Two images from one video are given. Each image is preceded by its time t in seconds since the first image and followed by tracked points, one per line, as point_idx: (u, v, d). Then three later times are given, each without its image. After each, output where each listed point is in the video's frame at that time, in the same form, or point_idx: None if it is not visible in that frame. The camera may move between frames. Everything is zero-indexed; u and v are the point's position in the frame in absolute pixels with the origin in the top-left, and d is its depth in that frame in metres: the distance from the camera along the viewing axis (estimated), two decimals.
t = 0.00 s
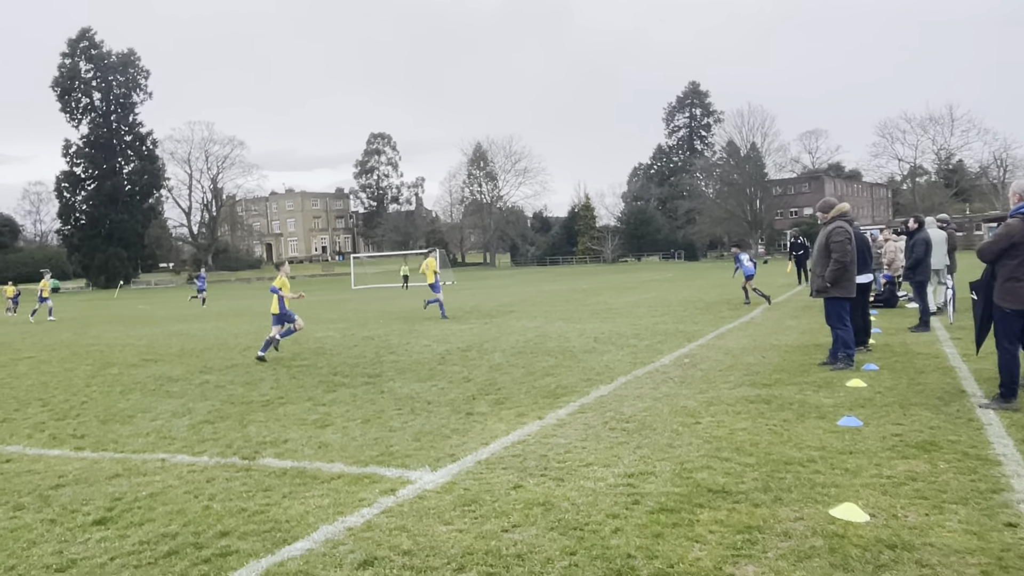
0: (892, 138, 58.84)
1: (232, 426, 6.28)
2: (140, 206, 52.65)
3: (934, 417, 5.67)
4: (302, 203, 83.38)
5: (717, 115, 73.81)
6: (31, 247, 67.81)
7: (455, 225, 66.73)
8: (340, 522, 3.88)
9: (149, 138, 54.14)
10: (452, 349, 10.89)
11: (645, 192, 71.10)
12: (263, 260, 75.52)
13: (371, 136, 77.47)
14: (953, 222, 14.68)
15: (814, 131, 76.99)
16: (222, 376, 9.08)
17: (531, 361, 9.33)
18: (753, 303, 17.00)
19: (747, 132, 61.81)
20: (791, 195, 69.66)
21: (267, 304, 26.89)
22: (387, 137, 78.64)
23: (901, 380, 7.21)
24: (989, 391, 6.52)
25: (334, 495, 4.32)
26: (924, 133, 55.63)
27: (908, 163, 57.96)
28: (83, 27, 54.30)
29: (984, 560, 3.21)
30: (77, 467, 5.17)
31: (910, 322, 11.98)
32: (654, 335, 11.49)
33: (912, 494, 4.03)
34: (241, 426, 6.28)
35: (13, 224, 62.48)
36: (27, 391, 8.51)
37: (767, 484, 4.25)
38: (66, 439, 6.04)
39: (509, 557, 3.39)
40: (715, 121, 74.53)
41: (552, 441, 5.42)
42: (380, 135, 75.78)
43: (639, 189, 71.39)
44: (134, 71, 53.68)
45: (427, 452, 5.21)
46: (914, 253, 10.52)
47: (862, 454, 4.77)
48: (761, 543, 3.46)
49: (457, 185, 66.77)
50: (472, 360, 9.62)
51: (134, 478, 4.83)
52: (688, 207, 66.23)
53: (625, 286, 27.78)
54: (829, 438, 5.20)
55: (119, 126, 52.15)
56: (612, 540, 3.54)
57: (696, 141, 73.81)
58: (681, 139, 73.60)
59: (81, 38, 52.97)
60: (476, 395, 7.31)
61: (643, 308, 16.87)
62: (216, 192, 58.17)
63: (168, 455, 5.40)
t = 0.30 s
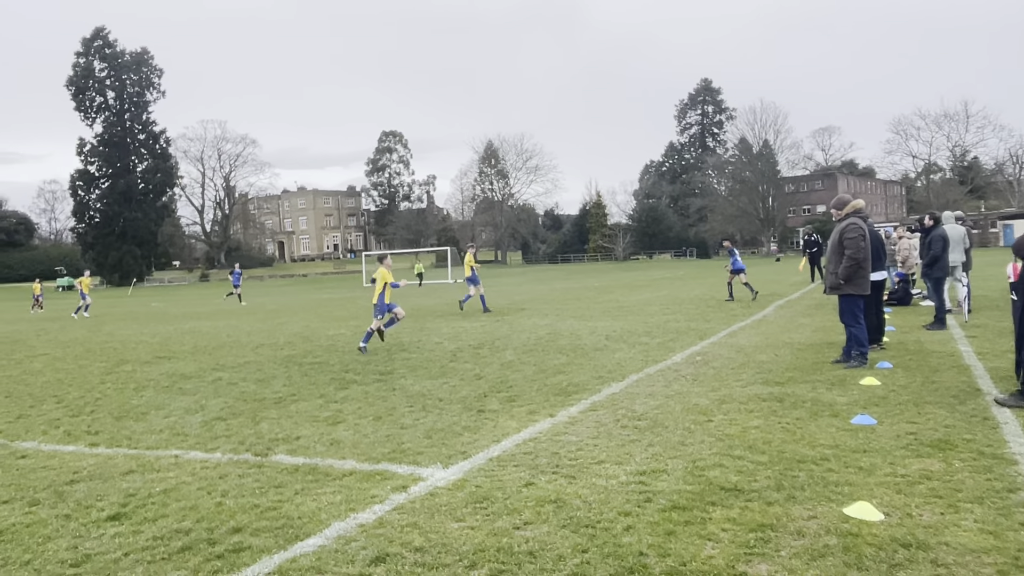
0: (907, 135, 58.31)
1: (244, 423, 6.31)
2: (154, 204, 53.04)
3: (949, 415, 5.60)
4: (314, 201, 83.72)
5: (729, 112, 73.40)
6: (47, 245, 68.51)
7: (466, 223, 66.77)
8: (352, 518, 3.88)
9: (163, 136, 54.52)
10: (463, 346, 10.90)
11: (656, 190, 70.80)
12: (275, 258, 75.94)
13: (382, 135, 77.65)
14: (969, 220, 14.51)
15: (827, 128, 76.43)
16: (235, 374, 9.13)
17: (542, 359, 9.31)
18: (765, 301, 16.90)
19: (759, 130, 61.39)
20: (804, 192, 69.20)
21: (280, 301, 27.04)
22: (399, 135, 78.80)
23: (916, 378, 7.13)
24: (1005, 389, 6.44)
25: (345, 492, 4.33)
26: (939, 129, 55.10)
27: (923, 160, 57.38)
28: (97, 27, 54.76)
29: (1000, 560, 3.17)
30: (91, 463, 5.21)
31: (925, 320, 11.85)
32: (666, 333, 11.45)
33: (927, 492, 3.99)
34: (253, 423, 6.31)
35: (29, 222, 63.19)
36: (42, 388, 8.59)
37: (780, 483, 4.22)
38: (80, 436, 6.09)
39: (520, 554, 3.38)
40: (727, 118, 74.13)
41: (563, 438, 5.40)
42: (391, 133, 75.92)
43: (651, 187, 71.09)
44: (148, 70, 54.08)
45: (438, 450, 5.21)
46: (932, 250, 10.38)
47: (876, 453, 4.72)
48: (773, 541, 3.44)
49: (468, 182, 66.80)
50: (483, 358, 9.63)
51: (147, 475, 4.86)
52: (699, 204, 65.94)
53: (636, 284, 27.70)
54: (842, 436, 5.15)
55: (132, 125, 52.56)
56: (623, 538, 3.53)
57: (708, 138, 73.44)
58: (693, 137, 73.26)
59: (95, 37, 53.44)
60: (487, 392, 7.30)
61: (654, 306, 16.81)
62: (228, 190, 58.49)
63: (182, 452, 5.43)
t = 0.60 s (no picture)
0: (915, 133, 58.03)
1: (253, 421, 6.33)
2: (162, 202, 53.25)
3: (958, 414, 5.57)
4: (321, 199, 83.95)
5: (736, 110, 73.13)
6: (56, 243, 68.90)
7: (473, 221, 66.81)
8: (360, 516, 3.89)
9: (171, 135, 54.74)
10: (470, 344, 10.92)
11: (663, 187, 70.59)
12: (283, 256, 76.15)
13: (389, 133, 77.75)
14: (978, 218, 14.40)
15: (835, 126, 76.13)
16: (243, 371, 9.18)
17: (550, 357, 9.30)
18: (774, 299, 16.81)
19: (767, 127, 61.11)
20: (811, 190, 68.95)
21: (289, 298, 27.16)
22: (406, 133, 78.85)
23: (925, 377, 7.09)
24: (1016, 387, 6.39)
25: (353, 489, 4.34)
26: (947, 127, 54.83)
27: (932, 157, 57.05)
28: (105, 26, 55.02)
29: (1010, 559, 3.15)
30: (100, 460, 5.24)
31: (933, 318, 11.77)
32: (673, 331, 11.42)
33: (935, 491, 3.97)
34: (261, 421, 6.33)
35: (39, 220, 63.63)
36: (51, 385, 8.67)
37: (788, 481, 4.20)
38: (89, 432, 6.12)
39: (528, 552, 3.38)
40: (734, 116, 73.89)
41: (571, 436, 5.40)
42: (398, 131, 75.99)
43: (658, 184, 71.03)
44: (156, 69, 54.30)
45: (446, 447, 5.21)
46: (945, 249, 10.30)
47: (885, 452, 4.69)
48: (782, 540, 3.43)
49: (475, 181, 66.87)
50: (491, 355, 9.66)
51: (157, 471, 4.89)
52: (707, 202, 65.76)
53: (643, 282, 27.65)
54: (851, 435, 5.12)
55: (140, 124, 52.82)
56: (631, 536, 3.52)
57: (715, 136, 73.23)
58: (700, 134, 73.06)
59: (103, 36, 53.71)
60: (494, 390, 7.30)
61: (661, 304, 16.78)
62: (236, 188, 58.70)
63: (191, 449, 5.46)
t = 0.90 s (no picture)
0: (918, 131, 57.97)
1: (256, 419, 6.35)
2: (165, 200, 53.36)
3: (963, 413, 5.55)
4: (324, 197, 84.02)
5: (739, 108, 72.93)
6: (60, 241, 69.05)
7: (475, 219, 66.78)
8: (363, 514, 3.89)
9: (174, 133, 54.82)
10: (473, 343, 10.92)
11: (666, 186, 70.45)
12: (285, 254, 76.23)
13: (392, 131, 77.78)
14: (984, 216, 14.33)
15: (839, 124, 75.99)
16: (246, 369, 9.19)
17: (553, 356, 9.29)
18: (777, 298, 16.76)
19: (770, 126, 60.96)
20: (815, 189, 68.86)
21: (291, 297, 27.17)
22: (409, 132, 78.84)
23: (929, 376, 7.07)
24: (1020, 387, 6.37)
25: (356, 488, 4.34)
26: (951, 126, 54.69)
27: (936, 156, 56.94)
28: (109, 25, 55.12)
29: (1014, 560, 3.14)
30: (104, 458, 5.24)
31: (937, 318, 11.76)
32: (677, 330, 11.41)
33: (939, 491, 3.96)
34: (264, 419, 6.35)
35: (42, 218, 63.75)
36: (55, 383, 8.70)
37: (792, 481, 4.19)
38: (93, 430, 6.14)
39: (531, 551, 3.38)
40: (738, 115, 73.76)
41: (573, 435, 5.39)
42: (402, 130, 75.97)
43: (661, 183, 71.03)
44: (159, 67, 54.38)
45: (449, 446, 5.21)
46: (956, 249, 10.32)
47: (888, 451, 4.69)
48: (785, 539, 3.42)
49: (478, 179, 66.90)
50: (494, 354, 9.65)
51: (160, 469, 4.89)
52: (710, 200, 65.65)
53: (645, 281, 27.62)
54: (854, 434, 5.10)
55: (144, 122, 52.92)
56: (634, 535, 3.52)
57: (719, 134, 73.13)
58: (703, 133, 72.94)
59: (107, 35, 53.79)
60: (497, 389, 7.31)
61: (664, 303, 16.76)
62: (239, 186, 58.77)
63: (194, 447, 5.47)
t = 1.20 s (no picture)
0: (918, 131, 58.01)
1: (256, 417, 6.35)
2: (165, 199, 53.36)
3: (963, 413, 5.55)
4: (324, 196, 84.04)
5: (740, 107, 72.89)
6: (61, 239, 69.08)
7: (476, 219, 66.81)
8: (363, 513, 3.89)
9: (175, 131, 54.80)
10: (473, 342, 10.93)
11: (667, 185, 70.50)
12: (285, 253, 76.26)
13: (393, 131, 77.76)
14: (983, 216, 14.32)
15: (839, 124, 75.97)
16: (246, 367, 9.19)
17: (553, 355, 9.29)
18: (777, 297, 16.78)
19: (771, 126, 60.93)
20: (815, 189, 68.88)
21: (292, 296, 27.19)
22: (409, 131, 78.82)
23: (929, 376, 7.06)
24: (1020, 387, 6.37)
25: (356, 487, 4.34)
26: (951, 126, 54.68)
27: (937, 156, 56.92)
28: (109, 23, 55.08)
29: (1014, 559, 3.14)
30: (104, 457, 5.24)
31: (937, 317, 11.76)
32: (677, 329, 11.42)
33: (939, 491, 3.95)
34: (264, 417, 6.34)
35: (43, 216, 63.73)
36: (54, 381, 8.70)
37: (792, 480, 4.19)
38: (93, 429, 6.14)
39: (531, 549, 3.38)
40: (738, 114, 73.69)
41: (573, 435, 5.38)
42: (402, 129, 75.96)
43: (661, 182, 71.06)
44: (160, 65, 54.35)
45: (449, 445, 5.21)
46: (958, 248, 10.39)
47: (888, 451, 4.68)
48: (785, 539, 3.42)
49: (479, 178, 66.92)
50: (494, 353, 9.65)
51: (160, 468, 4.89)
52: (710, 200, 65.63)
53: (646, 280, 27.61)
54: (854, 434, 5.09)
55: (145, 120, 52.88)
56: (635, 534, 3.52)
57: (719, 134, 73.09)
58: (704, 133, 72.92)
59: (107, 33, 53.75)
60: (497, 388, 7.30)
61: (664, 302, 16.76)
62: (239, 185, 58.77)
63: (194, 446, 5.46)
